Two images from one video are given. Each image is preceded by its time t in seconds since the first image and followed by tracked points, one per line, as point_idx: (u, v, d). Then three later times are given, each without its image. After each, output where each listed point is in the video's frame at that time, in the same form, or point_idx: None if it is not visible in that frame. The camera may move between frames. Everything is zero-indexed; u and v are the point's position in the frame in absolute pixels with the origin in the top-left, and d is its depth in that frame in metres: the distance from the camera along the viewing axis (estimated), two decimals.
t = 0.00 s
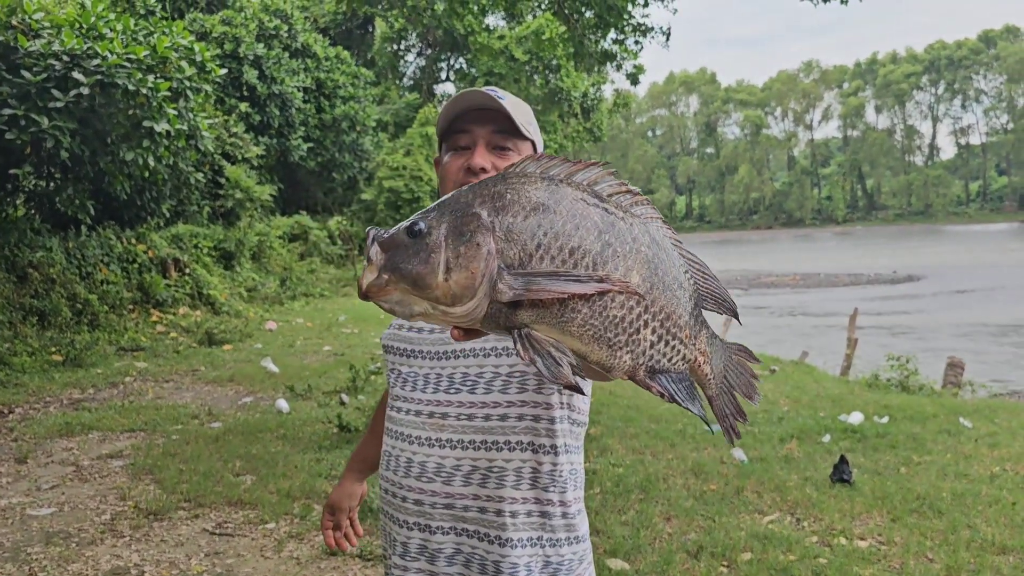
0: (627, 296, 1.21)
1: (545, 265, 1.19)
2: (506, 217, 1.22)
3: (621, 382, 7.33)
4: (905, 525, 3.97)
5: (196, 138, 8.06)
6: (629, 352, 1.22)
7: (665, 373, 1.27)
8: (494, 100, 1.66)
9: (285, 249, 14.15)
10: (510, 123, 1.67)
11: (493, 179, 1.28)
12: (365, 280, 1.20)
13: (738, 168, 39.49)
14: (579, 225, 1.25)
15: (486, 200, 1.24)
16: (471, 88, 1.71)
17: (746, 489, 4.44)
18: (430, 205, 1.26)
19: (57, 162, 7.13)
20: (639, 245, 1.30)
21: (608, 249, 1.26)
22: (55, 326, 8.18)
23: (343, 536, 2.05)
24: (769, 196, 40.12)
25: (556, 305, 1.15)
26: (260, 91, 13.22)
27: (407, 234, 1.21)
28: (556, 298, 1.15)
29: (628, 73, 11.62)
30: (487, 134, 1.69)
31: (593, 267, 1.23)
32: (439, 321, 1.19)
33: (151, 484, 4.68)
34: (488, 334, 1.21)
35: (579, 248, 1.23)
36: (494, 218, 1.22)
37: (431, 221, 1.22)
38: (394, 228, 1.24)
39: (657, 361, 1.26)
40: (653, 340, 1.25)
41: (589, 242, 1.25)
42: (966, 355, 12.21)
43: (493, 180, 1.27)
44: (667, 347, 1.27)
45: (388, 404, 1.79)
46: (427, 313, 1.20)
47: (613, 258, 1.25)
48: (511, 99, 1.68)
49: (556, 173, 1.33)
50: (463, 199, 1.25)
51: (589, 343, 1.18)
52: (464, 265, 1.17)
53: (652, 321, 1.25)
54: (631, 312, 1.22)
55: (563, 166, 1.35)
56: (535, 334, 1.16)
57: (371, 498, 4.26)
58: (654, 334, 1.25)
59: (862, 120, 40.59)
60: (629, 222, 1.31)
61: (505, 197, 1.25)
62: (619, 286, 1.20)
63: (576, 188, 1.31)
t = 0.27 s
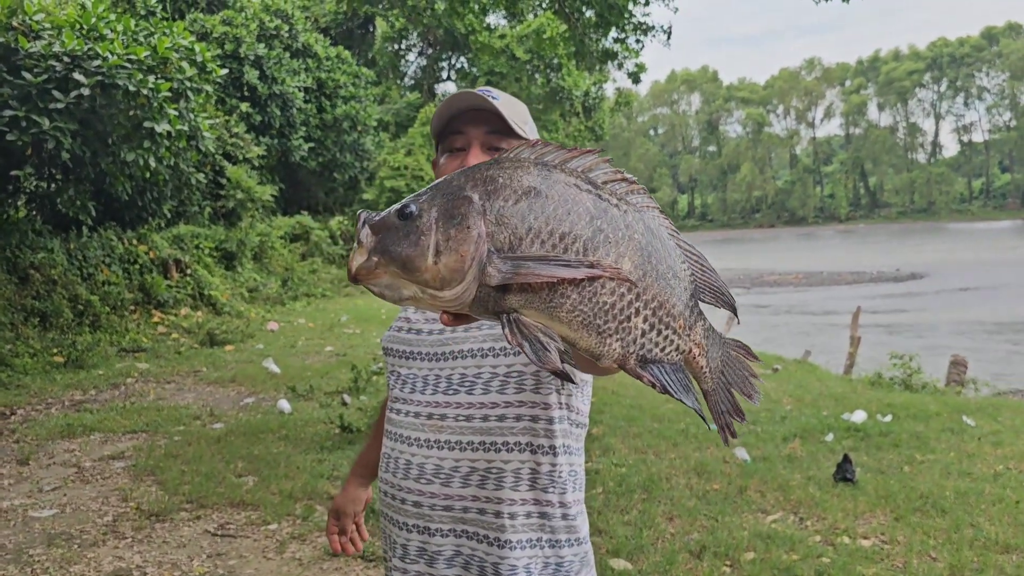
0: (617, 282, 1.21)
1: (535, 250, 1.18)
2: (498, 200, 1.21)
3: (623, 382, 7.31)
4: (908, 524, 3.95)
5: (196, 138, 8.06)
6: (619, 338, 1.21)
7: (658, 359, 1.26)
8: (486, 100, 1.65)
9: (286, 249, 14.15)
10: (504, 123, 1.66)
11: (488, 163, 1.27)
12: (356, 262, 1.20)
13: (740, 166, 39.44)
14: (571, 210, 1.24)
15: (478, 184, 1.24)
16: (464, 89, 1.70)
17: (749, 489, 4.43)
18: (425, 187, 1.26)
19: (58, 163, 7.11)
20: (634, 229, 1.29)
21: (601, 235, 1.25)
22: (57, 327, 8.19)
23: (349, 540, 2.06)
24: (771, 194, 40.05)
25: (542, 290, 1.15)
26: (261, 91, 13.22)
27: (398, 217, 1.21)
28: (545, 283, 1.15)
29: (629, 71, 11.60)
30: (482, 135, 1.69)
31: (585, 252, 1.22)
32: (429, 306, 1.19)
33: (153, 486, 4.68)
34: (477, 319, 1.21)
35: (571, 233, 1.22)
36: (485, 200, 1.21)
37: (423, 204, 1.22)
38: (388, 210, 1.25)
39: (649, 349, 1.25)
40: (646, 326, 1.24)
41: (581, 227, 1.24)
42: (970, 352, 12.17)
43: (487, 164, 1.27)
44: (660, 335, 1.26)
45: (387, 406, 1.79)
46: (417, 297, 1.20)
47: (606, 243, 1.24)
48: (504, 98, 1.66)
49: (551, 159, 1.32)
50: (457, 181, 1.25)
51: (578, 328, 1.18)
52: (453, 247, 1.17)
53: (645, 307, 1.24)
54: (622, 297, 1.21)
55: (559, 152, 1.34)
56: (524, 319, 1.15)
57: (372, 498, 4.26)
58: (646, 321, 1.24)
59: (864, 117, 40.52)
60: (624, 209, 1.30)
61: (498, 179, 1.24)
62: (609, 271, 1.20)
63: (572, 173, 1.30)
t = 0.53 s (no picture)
0: (611, 294, 1.21)
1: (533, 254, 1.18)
2: (502, 199, 1.22)
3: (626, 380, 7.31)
4: (912, 521, 3.94)
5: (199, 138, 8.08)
6: (610, 348, 1.21)
7: (648, 372, 1.26)
8: (482, 99, 1.65)
9: (289, 249, 14.16)
10: (501, 120, 1.66)
11: (498, 158, 1.27)
12: (355, 242, 1.20)
13: (742, 164, 39.38)
14: (574, 214, 1.24)
15: (485, 179, 1.24)
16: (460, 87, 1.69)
17: (753, 487, 4.43)
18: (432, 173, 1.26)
19: (61, 164, 7.12)
20: (637, 239, 1.29)
21: (602, 244, 1.25)
22: (60, 328, 8.20)
23: (359, 540, 2.04)
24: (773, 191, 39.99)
25: (534, 293, 1.15)
26: (263, 91, 13.22)
27: (402, 202, 1.21)
28: (539, 288, 1.15)
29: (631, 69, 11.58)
30: (480, 134, 1.69)
31: (583, 260, 1.22)
32: (424, 296, 1.19)
33: (157, 486, 4.69)
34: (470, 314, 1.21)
35: (571, 240, 1.22)
36: (489, 198, 1.21)
37: (428, 193, 1.22)
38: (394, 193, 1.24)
39: (641, 359, 1.24)
40: (638, 338, 1.23)
41: (583, 232, 1.23)
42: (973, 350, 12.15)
43: (499, 159, 1.27)
44: (652, 347, 1.26)
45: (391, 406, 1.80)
46: (413, 285, 1.20)
47: (605, 253, 1.24)
48: (499, 95, 1.66)
49: (561, 161, 1.32)
50: (465, 173, 1.25)
51: (567, 335, 1.18)
52: (452, 241, 1.17)
53: (639, 318, 1.23)
54: (616, 308, 1.21)
55: (570, 154, 1.34)
56: (515, 321, 1.16)
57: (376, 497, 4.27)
58: (639, 333, 1.23)
59: (866, 114, 40.45)
60: (628, 216, 1.30)
61: (505, 177, 1.24)
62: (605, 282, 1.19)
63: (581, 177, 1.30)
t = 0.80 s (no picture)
0: (588, 353, 1.23)
1: (525, 289, 1.23)
2: (522, 225, 1.26)
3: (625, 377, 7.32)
4: (912, 516, 3.96)
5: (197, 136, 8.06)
6: (570, 399, 1.25)
7: (614, 434, 1.28)
8: (478, 98, 1.65)
9: (287, 248, 14.14)
10: (498, 118, 1.66)
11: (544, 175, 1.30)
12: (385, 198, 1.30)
13: (740, 160, 39.37)
14: (585, 261, 1.26)
15: (518, 194, 1.28)
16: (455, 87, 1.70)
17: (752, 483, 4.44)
18: (479, 162, 1.30)
19: (59, 163, 7.10)
20: (646, 303, 1.28)
21: (605, 300, 1.26)
22: (59, 328, 8.19)
23: (359, 538, 2.04)
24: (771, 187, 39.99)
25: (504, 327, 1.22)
26: (260, 90, 13.21)
27: (437, 182, 1.27)
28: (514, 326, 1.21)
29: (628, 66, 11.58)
30: (477, 133, 1.69)
31: (576, 311, 1.24)
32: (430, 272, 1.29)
33: (158, 485, 4.69)
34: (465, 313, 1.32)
35: (571, 287, 1.25)
36: (510, 218, 1.26)
37: (462, 183, 1.28)
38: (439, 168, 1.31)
39: (608, 420, 1.26)
40: (608, 398, 1.25)
41: (587, 283, 1.25)
42: (971, 345, 12.17)
43: (544, 176, 1.30)
44: (625, 413, 1.26)
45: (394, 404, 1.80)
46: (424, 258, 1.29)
47: (602, 311, 1.25)
48: (494, 94, 1.66)
49: (602, 200, 1.32)
50: (504, 177, 1.29)
51: (531, 369, 1.25)
52: (462, 244, 1.24)
53: (614, 381, 1.25)
54: (590, 365, 1.24)
55: (618, 195, 1.33)
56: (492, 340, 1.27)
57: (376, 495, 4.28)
58: (612, 394, 1.25)
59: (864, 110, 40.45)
60: (645, 278, 1.29)
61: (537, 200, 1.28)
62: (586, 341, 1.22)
63: (615, 224, 1.30)
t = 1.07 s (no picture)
0: (569, 412, 1.25)
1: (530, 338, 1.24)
2: (540, 274, 1.27)
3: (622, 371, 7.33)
4: (908, 509, 3.97)
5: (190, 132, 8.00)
6: (549, 446, 1.29)
7: (582, 492, 1.29)
8: (471, 97, 1.64)
9: (282, 243, 14.10)
10: (489, 116, 1.65)
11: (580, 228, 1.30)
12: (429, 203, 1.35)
13: (735, 153, 39.39)
14: (591, 325, 1.25)
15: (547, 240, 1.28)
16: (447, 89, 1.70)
17: (748, 476, 4.45)
18: (526, 197, 1.32)
19: (52, 160, 7.07)
20: (635, 381, 1.25)
21: (597, 368, 1.25)
22: (53, 325, 8.16)
23: (360, 533, 2.03)
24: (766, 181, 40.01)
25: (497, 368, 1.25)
26: (254, 85, 13.14)
27: (478, 205, 1.30)
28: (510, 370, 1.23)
29: (622, 60, 11.56)
30: (472, 131, 1.67)
31: (566, 371, 1.24)
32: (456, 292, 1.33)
33: (154, 482, 4.68)
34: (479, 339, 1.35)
35: (568, 347, 1.25)
36: (532, 263, 1.27)
37: (502, 216, 1.30)
38: (487, 190, 1.34)
39: (578, 476, 1.28)
40: (578, 458, 1.27)
41: (592, 345, 1.25)
42: (966, 337, 12.20)
43: (581, 225, 1.30)
44: (592, 477, 1.27)
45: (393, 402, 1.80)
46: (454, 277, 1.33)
47: (590, 378, 1.24)
48: (485, 91, 1.66)
49: (632, 271, 1.30)
50: (544, 222, 1.30)
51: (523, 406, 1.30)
52: (482, 273, 1.27)
53: (585, 445, 1.26)
54: (566, 422, 1.26)
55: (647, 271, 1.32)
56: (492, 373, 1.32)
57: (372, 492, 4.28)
58: (584, 455, 1.26)
59: (858, 103, 40.48)
60: (647, 356, 1.26)
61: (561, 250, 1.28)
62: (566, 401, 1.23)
63: (631, 298, 1.27)
